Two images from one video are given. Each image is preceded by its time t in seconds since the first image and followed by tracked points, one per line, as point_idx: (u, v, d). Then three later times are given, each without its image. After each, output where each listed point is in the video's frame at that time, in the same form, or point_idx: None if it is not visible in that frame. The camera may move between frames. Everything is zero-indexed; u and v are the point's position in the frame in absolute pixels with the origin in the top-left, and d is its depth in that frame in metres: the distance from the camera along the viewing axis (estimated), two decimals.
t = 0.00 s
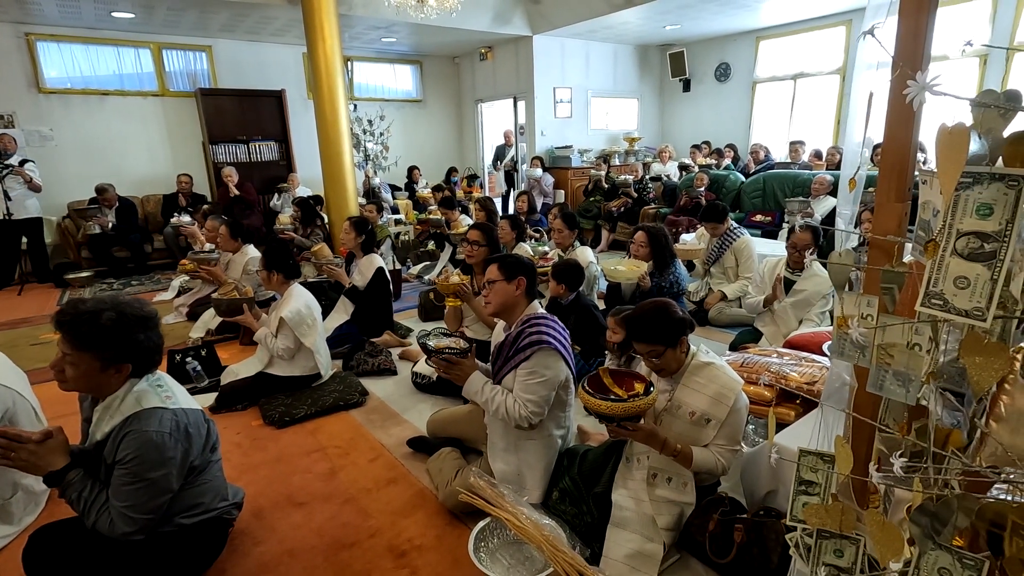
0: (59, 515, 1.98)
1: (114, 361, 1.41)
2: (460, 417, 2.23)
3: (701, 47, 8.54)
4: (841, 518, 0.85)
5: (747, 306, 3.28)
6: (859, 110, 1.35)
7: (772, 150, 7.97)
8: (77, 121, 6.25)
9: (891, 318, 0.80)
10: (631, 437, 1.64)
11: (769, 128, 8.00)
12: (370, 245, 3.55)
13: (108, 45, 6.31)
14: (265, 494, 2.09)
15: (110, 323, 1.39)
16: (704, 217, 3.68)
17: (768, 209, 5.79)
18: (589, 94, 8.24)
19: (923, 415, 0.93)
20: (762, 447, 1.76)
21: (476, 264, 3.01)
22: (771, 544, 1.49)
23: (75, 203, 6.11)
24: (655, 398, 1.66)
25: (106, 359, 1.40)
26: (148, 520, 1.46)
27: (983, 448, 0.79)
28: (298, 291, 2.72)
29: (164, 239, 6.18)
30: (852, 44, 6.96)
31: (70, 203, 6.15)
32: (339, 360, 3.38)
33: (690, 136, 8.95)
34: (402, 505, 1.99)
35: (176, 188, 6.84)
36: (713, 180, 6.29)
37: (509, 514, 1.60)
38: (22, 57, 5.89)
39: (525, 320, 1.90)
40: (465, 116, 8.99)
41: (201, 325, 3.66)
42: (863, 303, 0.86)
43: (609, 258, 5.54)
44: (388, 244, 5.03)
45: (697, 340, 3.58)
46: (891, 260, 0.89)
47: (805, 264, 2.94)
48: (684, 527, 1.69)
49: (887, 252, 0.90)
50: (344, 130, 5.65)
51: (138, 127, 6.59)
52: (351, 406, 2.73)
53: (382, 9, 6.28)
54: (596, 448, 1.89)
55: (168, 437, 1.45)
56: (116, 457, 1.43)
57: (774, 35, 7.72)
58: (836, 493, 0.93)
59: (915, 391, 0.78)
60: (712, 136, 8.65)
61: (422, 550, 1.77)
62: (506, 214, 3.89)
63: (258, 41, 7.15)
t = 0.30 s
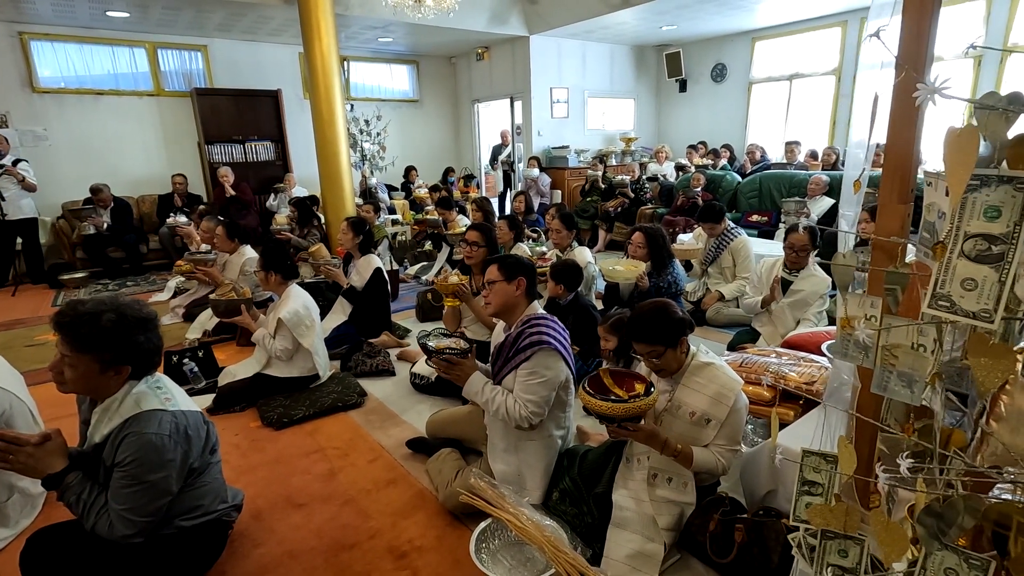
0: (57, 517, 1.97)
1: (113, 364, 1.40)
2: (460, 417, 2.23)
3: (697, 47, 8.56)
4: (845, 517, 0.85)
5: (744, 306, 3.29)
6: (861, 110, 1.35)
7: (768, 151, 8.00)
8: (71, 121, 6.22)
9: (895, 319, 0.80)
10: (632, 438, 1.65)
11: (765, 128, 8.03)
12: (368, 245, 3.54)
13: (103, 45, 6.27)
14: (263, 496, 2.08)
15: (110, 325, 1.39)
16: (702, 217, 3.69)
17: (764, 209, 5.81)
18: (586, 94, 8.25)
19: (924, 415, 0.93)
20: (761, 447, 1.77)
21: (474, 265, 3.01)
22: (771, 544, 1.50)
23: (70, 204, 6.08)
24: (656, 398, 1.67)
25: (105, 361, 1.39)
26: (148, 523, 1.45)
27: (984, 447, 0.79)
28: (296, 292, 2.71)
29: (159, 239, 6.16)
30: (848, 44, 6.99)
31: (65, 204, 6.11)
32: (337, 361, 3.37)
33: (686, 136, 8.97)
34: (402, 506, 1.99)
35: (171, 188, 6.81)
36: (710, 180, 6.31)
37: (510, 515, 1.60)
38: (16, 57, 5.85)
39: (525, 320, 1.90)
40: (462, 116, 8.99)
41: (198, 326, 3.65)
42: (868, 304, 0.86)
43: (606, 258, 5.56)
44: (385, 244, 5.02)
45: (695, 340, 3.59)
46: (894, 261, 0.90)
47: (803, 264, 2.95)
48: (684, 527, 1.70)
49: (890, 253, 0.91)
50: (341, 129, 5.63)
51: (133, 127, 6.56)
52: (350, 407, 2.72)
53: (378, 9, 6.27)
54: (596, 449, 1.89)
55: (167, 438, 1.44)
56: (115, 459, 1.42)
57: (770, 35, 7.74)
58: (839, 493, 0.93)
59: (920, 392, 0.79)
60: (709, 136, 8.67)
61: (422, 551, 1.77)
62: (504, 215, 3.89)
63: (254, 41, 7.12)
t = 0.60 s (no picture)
0: (54, 520, 1.94)
1: (113, 364, 1.39)
2: (460, 417, 2.23)
3: (693, 47, 8.58)
4: (853, 517, 0.85)
5: (743, 305, 3.30)
6: (867, 109, 1.36)
7: (764, 150, 8.03)
8: (65, 121, 6.17)
9: (904, 318, 0.81)
10: (634, 438, 1.65)
11: (761, 128, 8.06)
12: (366, 245, 3.53)
13: (97, 43, 6.23)
14: (263, 497, 2.07)
15: (110, 325, 1.37)
16: (700, 217, 3.70)
17: (761, 208, 5.83)
18: (582, 94, 8.25)
19: (930, 413, 0.94)
20: (763, 445, 1.77)
21: (474, 265, 3.01)
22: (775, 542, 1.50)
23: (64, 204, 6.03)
24: (658, 397, 1.67)
25: (104, 362, 1.38)
26: (147, 525, 1.44)
27: (989, 443, 0.80)
28: (295, 292, 2.70)
29: (154, 240, 6.12)
30: (843, 44, 7.02)
31: (59, 204, 6.06)
32: (336, 361, 3.36)
33: (682, 136, 9.00)
34: (403, 507, 1.98)
35: (166, 188, 6.77)
36: (707, 180, 6.33)
37: (513, 516, 1.59)
38: (8, 56, 5.80)
39: (526, 320, 1.90)
40: (458, 116, 8.98)
41: (194, 326, 3.63)
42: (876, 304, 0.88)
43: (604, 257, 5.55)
44: (383, 244, 5.01)
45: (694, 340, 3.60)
46: (901, 259, 0.92)
47: (801, 263, 2.96)
48: (686, 527, 1.69)
49: (897, 251, 0.93)
50: (338, 129, 5.62)
51: (127, 126, 6.51)
52: (349, 407, 2.71)
53: (375, 8, 6.25)
54: (598, 448, 1.89)
55: (167, 440, 1.43)
56: (114, 461, 1.41)
57: (766, 35, 7.77)
58: (846, 491, 0.92)
59: (929, 390, 0.80)
60: (705, 136, 8.69)
61: (425, 552, 1.76)
62: (502, 214, 3.90)
63: (249, 40, 7.09)
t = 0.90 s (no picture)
0: (49, 522, 1.93)
1: (108, 365, 1.37)
2: (458, 417, 2.22)
3: (689, 47, 8.59)
4: (858, 515, 0.85)
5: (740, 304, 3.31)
6: (869, 109, 1.38)
7: (759, 150, 8.05)
8: (58, 120, 6.13)
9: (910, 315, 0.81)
10: (634, 437, 1.65)
11: (757, 128, 8.08)
12: (363, 244, 3.52)
13: (90, 42, 6.19)
14: (260, 498, 2.06)
15: (106, 326, 1.36)
16: (697, 216, 3.70)
17: (757, 208, 5.84)
18: (578, 93, 8.25)
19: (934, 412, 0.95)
20: (763, 444, 1.77)
21: (472, 264, 3.00)
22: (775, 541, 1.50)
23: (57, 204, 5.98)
24: (658, 396, 1.67)
25: (99, 362, 1.36)
26: (144, 528, 1.42)
27: (992, 440, 0.81)
28: (292, 292, 2.68)
29: (149, 240, 6.08)
30: (838, 44, 7.05)
31: (52, 204, 6.02)
32: (333, 362, 3.35)
33: (678, 135, 9.01)
34: (402, 507, 1.97)
35: (160, 188, 6.73)
36: (703, 180, 6.34)
37: (513, 516, 1.59)
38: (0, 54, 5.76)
39: (526, 319, 1.89)
40: (454, 115, 8.96)
41: (190, 327, 3.61)
42: (881, 302, 0.89)
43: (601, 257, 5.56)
44: (379, 244, 5.00)
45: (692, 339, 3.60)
46: (905, 257, 0.94)
47: (799, 262, 2.98)
48: (687, 526, 1.69)
49: (901, 249, 0.94)
50: (334, 129, 5.60)
51: (121, 126, 6.47)
52: (347, 407, 2.70)
53: (371, 7, 6.23)
54: (597, 447, 1.89)
55: (164, 442, 1.42)
56: (110, 463, 1.39)
57: (761, 35, 7.79)
58: (850, 489, 0.92)
59: (935, 387, 0.81)
60: (700, 136, 8.71)
61: (424, 552, 1.75)
62: (499, 214, 3.90)
63: (244, 39, 7.05)
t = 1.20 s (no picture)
0: (36, 527, 1.90)
1: (96, 367, 1.35)
2: (453, 418, 2.20)
3: (683, 47, 8.61)
4: (860, 518, 0.84)
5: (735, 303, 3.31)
6: (865, 107, 1.39)
7: (754, 150, 8.07)
8: (48, 119, 6.06)
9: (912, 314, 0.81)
10: (630, 437, 1.64)
11: (751, 127, 8.10)
12: (356, 244, 3.50)
13: (80, 41, 6.12)
14: (253, 501, 2.03)
15: (93, 327, 1.33)
16: (693, 215, 3.69)
17: (752, 207, 5.85)
18: (573, 93, 8.24)
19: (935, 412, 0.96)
20: (759, 444, 1.77)
21: (467, 264, 2.99)
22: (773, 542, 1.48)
23: (47, 203, 5.92)
24: (654, 396, 1.66)
25: (86, 364, 1.33)
26: (133, 532, 1.40)
27: (993, 439, 0.80)
28: (285, 292, 2.66)
29: (140, 240, 6.03)
30: (831, 44, 7.07)
31: (41, 204, 5.95)
32: (326, 362, 3.32)
33: (673, 135, 9.02)
34: (397, 509, 1.95)
35: (152, 187, 6.67)
36: (698, 179, 6.34)
37: (508, 518, 1.57)
38: None
39: (522, 318, 1.88)
40: (448, 114, 8.94)
41: (182, 328, 3.57)
42: (882, 301, 0.88)
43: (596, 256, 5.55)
44: (373, 244, 4.97)
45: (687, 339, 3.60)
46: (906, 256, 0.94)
47: (795, 260, 3.00)
48: (685, 527, 1.67)
49: (902, 248, 0.94)
50: (328, 128, 5.56)
51: (112, 125, 6.41)
52: (341, 409, 2.67)
53: (365, 6, 6.20)
54: (593, 448, 1.88)
55: (154, 445, 1.39)
56: (98, 467, 1.37)
57: (755, 35, 7.81)
58: (850, 490, 0.91)
59: (938, 387, 0.81)
60: (695, 135, 8.72)
61: (419, 555, 1.73)
62: (494, 213, 3.89)
63: (236, 37, 7.00)
